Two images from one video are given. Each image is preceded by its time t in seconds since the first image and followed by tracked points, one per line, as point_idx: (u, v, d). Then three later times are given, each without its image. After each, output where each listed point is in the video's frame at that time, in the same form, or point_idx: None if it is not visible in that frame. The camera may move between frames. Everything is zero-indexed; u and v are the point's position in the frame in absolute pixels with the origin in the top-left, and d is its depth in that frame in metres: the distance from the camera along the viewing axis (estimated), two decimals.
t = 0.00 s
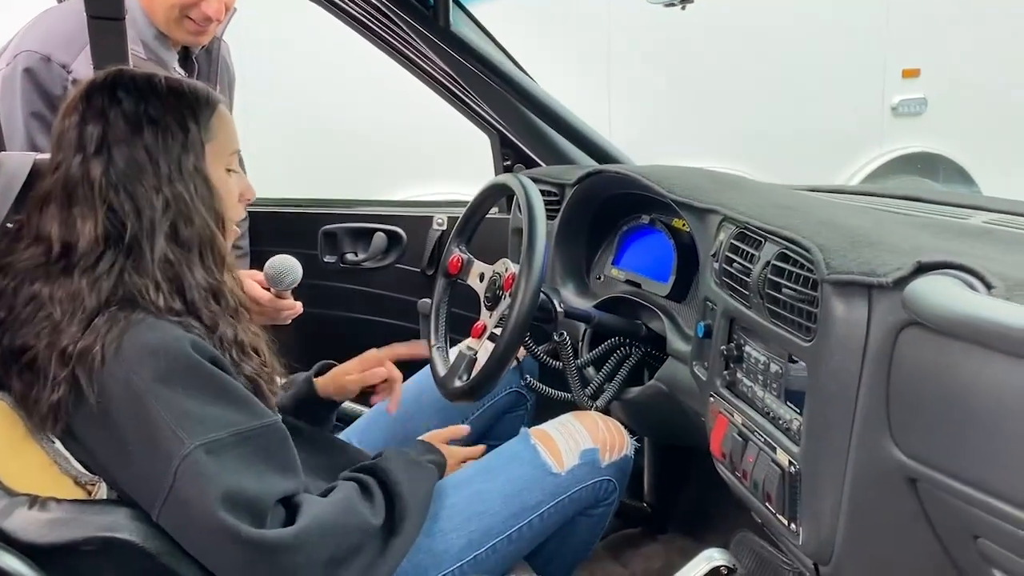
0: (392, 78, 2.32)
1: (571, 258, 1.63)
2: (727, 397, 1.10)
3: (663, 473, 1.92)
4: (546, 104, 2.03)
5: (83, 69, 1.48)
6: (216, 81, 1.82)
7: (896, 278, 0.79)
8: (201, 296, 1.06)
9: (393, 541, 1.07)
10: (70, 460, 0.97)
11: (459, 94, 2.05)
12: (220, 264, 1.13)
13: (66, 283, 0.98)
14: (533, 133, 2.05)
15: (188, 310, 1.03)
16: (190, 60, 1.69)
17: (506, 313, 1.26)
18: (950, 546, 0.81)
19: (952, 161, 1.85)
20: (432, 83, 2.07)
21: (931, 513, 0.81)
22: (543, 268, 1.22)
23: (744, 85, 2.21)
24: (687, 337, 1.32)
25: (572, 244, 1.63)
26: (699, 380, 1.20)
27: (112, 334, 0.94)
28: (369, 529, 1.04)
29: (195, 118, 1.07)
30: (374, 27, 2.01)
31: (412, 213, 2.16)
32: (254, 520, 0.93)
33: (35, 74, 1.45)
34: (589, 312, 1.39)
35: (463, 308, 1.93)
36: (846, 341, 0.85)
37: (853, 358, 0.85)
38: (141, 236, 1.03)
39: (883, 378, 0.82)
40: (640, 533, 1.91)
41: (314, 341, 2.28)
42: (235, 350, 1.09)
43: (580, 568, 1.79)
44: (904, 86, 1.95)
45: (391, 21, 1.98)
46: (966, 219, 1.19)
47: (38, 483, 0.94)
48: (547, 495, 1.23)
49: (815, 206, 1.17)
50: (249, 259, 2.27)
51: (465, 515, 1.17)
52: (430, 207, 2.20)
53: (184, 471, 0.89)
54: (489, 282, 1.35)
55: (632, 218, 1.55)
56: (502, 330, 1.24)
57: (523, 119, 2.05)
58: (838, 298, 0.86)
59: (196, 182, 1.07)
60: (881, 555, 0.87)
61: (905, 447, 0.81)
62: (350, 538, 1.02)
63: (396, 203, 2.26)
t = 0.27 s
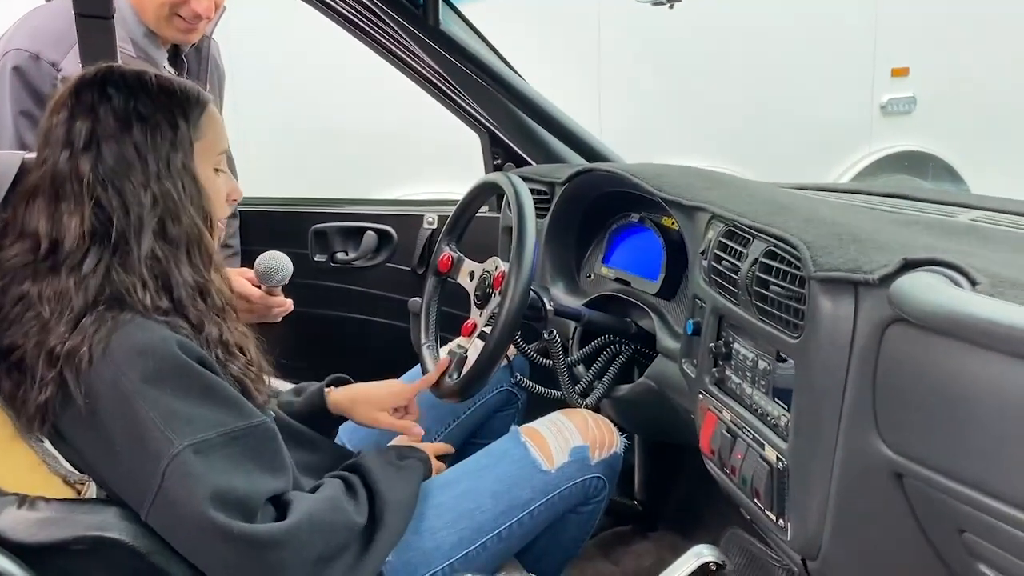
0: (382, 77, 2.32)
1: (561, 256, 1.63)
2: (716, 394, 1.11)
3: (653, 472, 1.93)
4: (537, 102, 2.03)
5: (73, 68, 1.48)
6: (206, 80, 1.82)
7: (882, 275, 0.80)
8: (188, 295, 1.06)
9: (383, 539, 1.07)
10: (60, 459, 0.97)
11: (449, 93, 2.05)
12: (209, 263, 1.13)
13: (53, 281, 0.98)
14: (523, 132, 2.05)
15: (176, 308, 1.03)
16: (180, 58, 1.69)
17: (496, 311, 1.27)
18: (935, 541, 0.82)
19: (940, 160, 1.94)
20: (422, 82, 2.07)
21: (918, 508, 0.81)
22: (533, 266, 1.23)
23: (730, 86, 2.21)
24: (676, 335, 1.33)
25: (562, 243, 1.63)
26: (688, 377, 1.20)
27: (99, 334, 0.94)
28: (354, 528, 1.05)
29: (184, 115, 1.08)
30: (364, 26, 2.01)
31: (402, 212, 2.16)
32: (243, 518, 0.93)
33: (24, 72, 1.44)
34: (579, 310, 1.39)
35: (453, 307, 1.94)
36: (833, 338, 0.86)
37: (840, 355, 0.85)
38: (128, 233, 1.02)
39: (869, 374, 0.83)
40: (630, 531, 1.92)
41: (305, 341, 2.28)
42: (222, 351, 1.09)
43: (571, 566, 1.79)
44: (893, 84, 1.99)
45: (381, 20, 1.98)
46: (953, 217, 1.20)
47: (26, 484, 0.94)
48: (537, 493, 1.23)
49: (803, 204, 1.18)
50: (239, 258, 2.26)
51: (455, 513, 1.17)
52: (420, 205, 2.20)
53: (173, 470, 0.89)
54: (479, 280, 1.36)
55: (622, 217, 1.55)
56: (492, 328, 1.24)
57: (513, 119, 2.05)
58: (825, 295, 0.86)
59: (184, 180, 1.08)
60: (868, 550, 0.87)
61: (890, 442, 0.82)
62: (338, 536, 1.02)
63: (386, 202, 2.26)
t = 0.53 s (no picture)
0: (377, 79, 2.33)
1: (555, 257, 1.64)
2: (707, 394, 1.12)
3: (647, 472, 1.93)
4: (531, 104, 2.04)
5: (68, 71, 1.48)
6: (200, 82, 1.82)
7: (870, 276, 0.81)
8: (185, 299, 1.07)
9: (376, 539, 1.08)
10: (55, 460, 0.97)
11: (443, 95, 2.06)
12: (208, 267, 1.14)
13: (49, 283, 0.98)
14: (518, 134, 2.06)
15: (172, 312, 1.04)
16: (175, 61, 1.69)
17: (489, 313, 1.27)
18: (923, 539, 0.83)
19: (934, 161, 1.91)
20: (416, 84, 2.07)
21: (907, 506, 0.82)
22: (527, 267, 1.24)
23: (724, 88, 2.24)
24: (669, 336, 1.34)
25: (555, 244, 1.64)
26: (681, 378, 1.21)
27: (93, 337, 0.94)
28: (348, 529, 1.05)
29: (186, 120, 1.09)
30: (358, 29, 2.01)
31: (397, 213, 2.16)
32: (237, 519, 0.94)
33: (19, 75, 1.44)
34: (572, 311, 1.40)
35: (448, 308, 1.94)
36: (822, 338, 0.87)
37: (829, 356, 0.86)
38: (128, 236, 1.03)
39: (858, 374, 0.83)
40: (624, 531, 1.93)
41: (300, 342, 2.28)
42: (216, 354, 1.10)
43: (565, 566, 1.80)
44: (886, 85, 1.90)
45: (375, 23, 1.99)
46: (943, 218, 1.21)
47: (21, 486, 0.95)
48: (530, 492, 1.24)
49: (794, 206, 1.19)
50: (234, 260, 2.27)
51: (448, 513, 1.18)
52: (415, 207, 2.20)
53: (165, 471, 0.90)
54: (472, 281, 1.36)
55: (615, 218, 1.56)
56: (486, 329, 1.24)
57: (506, 121, 2.06)
58: (815, 296, 0.87)
59: (184, 184, 1.08)
60: (858, 548, 0.88)
61: (879, 441, 0.82)
62: (332, 536, 1.03)
63: (381, 204, 2.26)
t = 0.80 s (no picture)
0: (376, 82, 2.33)
1: (553, 259, 1.65)
2: (705, 396, 1.12)
3: (645, 473, 1.94)
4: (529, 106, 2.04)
5: (67, 75, 1.48)
6: (199, 85, 1.82)
7: (866, 277, 0.82)
8: (187, 303, 1.08)
9: (375, 540, 1.08)
10: (54, 464, 0.98)
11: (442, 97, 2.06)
12: (211, 272, 1.15)
13: (50, 287, 0.99)
14: (516, 136, 2.06)
15: (173, 317, 1.05)
16: (173, 64, 1.69)
17: (488, 315, 1.28)
18: (920, 539, 0.83)
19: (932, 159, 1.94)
20: (413, 86, 2.07)
21: (903, 507, 0.83)
22: (525, 269, 1.24)
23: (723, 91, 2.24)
24: (667, 337, 1.34)
25: (553, 246, 1.64)
26: (679, 379, 1.21)
27: (93, 341, 0.95)
28: (347, 530, 1.06)
29: (190, 125, 1.09)
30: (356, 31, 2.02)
31: (395, 215, 2.17)
32: (237, 522, 0.95)
33: (17, 79, 1.44)
34: (570, 312, 1.40)
35: (446, 310, 1.95)
36: (818, 339, 0.87)
37: (825, 357, 0.87)
38: (132, 241, 1.03)
39: (855, 375, 0.84)
40: (623, 532, 1.93)
41: (299, 344, 2.28)
42: (216, 358, 1.10)
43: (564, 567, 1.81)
44: (885, 86, 1.98)
45: (372, 25, 1.99)
46: (939, 219, 1.22)
47: (20, 488, 0.95)
48: (529, 493, 1.24)
49: (790, 207, 1.19)
50: (232, 262, 2.27)
51: (447, 515, 1.18)
52: (414, 209, 2.21)
53: (165, 474, 0.90)
54: (471, 283, 1.37)
55: (613, 220, 1.56)
56: (484, 331, 1.24)
57: (505, 123, 2.06)
58: (811, 298, 0.87)
59: (189, 189, 1.09)
60: (854, 548, 0.89)
61: (875, 441, 0.83)
62: (331, 538, 1.03)
63: (380, 206, 2.27)
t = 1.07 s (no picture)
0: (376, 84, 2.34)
1: (553, 261, 1.65)
2: (705, 398, 1.12)
3: (646, 474, 1.95)
4: (528, 108, 2.05)
5: (67, 79, 1.48)
6: (199, 88, 1.82)
7: (865, 280, 0.82)
8: (188, 307, 1.08)
9: (376, 543, 1.09)
10: (56, 466, 0.98)
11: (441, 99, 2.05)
12: (211, 273, 1.15)
13: (52, 294, 0.99)
14: (517, 138, 2.06)
15: (175, 321, 1.05)
16: (173, 67, 1.70)
17: (488, 318, 1.28)
18: (919, 540, 0.83)
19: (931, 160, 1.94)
20: (412, 88, 2.07)
21: (903, 508, 0.83)
22: (525, 271, 1.24)
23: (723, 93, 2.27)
24: (667, 339, 1.35)
25: (553, 248, 1.65)
26: (679, 381, 1.21)
27: (94, 347, 0.95)
28: (347, 532, 1.06)
29: (185, 125, 1.09)
30: (356, 34, 2.02)
31: (395, 218, 2.17)
32: (238, 525, 0.95)
33: (18, 83, 1.44)
34: (571, 314, 1.40)
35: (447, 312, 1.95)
36: (817, 342, 0.87)
37: (825, 358, 0.87)
38: (132, 245, 1.04)
39: (854, 377, 0.84)
40: (624, 534, 1.94)
41: (299, 347, 2.29)
42: (218, 363, 1.10)
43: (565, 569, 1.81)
44: (883, 87, 1.94)
45: (372, 28, 2.00)
46: (938, 221, 1.22)
47: (21, 490, 0.95)
48: (529, 495, 1.24)
49: (789, 209, 1.20)
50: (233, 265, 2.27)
51: (448, 517, 1.19)
52: (414, 211, 2.21)
53: (165, 479, 0.91)
54: (471, 286, 1.37)
55: (613, 222, 1.57)
56: (484, 334, 1.25)
57: (505, 125, 2.06)
58: (810, 300, 0.88)
59: (187, 191, 1.09)
60: (854, 549, 0.89)
61: (873, 443, 0.83)
62: (332, 540, 1.04)
63: (380, 208, 2.27)
